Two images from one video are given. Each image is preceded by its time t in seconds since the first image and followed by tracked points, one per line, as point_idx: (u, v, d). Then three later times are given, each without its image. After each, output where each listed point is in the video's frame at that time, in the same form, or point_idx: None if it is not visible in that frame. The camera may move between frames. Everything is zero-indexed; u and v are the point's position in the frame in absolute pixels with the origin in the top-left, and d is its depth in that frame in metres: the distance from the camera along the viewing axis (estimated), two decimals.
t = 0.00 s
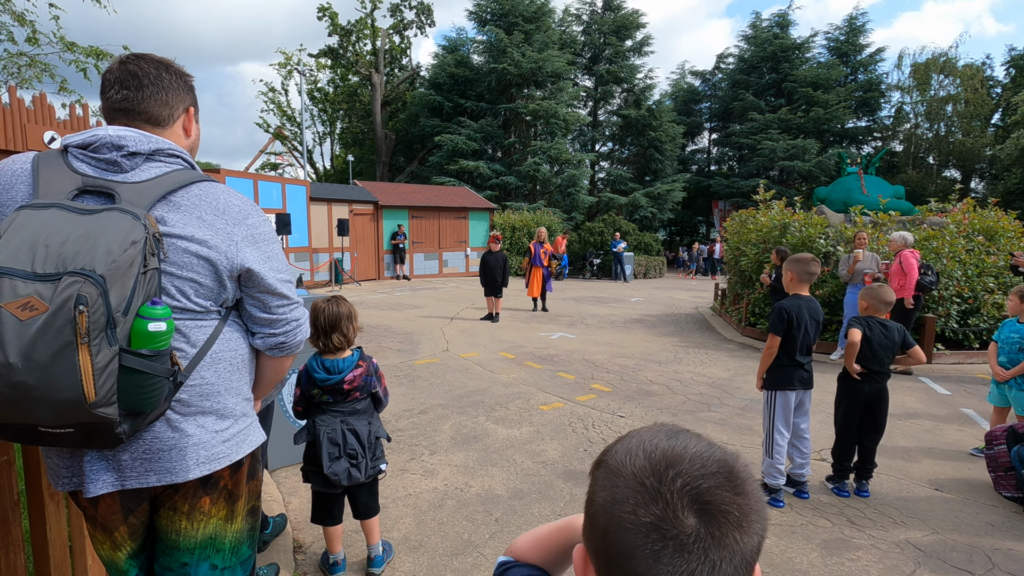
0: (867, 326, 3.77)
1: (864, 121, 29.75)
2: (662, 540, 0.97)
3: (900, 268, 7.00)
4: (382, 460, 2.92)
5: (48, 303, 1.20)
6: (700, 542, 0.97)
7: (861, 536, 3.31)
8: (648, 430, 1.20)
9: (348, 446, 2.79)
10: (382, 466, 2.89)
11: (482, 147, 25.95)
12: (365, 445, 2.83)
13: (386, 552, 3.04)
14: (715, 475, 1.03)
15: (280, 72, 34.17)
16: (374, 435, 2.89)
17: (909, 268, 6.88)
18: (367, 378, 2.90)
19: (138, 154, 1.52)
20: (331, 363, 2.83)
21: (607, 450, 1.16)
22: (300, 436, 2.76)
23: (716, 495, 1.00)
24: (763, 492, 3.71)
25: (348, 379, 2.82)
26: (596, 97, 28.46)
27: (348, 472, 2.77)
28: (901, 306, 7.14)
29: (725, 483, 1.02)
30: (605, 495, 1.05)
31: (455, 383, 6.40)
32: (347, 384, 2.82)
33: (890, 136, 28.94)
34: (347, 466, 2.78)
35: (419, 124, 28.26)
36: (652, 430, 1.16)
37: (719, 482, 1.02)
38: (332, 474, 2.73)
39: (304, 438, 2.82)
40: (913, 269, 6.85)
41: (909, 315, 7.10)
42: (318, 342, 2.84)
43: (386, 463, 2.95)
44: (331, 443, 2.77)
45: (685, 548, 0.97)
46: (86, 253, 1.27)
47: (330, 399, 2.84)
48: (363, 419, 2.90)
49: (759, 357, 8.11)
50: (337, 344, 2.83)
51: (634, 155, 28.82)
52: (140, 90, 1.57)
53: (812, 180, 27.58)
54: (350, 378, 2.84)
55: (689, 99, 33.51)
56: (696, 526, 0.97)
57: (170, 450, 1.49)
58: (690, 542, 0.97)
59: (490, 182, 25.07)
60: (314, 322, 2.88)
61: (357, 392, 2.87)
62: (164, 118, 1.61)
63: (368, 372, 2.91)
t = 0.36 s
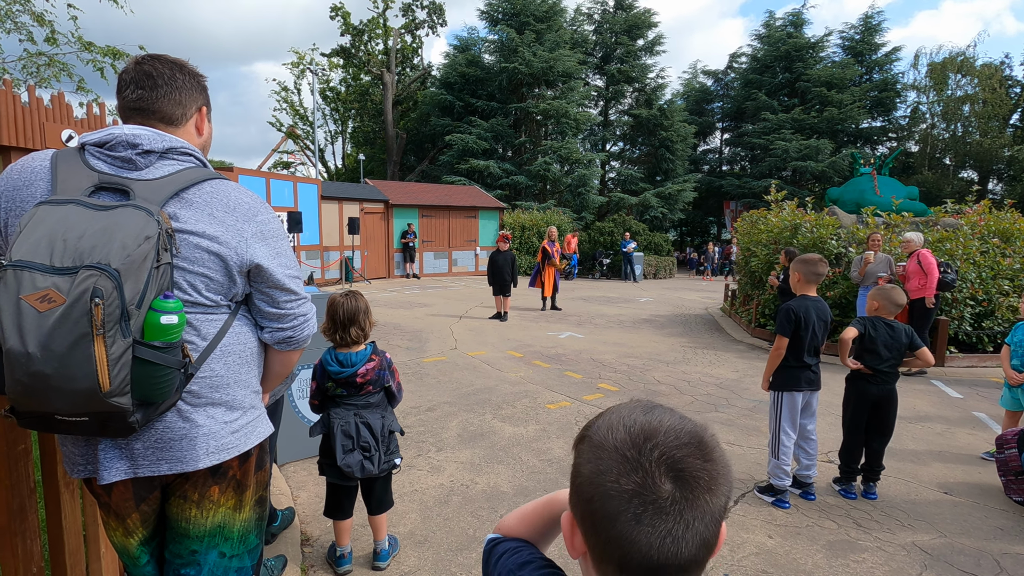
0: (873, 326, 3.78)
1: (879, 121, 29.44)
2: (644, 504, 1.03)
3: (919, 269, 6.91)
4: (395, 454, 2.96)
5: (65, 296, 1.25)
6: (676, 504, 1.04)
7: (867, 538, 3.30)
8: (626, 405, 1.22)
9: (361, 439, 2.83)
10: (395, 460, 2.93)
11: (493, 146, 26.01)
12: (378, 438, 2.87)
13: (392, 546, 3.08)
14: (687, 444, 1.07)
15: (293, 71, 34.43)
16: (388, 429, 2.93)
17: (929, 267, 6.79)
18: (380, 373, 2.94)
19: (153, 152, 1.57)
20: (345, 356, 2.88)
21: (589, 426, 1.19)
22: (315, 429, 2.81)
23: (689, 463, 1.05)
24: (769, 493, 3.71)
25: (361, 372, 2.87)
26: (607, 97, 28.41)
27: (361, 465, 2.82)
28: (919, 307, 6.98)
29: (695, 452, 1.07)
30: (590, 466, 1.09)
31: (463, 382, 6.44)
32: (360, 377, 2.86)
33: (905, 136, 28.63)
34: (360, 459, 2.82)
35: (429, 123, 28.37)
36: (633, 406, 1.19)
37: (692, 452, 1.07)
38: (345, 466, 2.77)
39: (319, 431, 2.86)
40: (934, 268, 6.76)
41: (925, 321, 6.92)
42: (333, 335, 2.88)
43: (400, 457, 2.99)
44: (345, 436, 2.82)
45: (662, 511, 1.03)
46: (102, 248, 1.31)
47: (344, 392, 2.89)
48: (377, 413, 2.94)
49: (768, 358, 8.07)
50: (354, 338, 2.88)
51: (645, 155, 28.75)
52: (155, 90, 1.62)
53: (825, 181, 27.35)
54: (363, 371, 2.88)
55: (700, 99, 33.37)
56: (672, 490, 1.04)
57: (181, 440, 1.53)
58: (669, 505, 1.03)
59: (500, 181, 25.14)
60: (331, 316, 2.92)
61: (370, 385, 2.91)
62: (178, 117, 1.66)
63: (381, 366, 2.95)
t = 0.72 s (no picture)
0: (881, 326, 3.72)
1: (893, 120, 29.12)
2: (720, 530, 1.00)
3: (945, 270, 6.82)
4: (405, 453, 2.96)
5: (78, 290, 1.25)
6: (755, 531, 1.01)
7: (879, 542, 3.27)
8: (689, 415, 1.19)
9: (372, 436, 2.84)
10: (405, 459, 2.93)
11: (502, 145, 26.04)
12: (388, 436, 2.87)
13: (400, 544, 3.08)
14: (767, 467, 1.04)
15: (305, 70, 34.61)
16: (399, 427, 2.93)
17: (955, 268, 6.71)
18: (392, 371, 2.94)
19: (164, 149, 1.57)
20: (359, 353, 2.89)
21: (650, 435, 1.17)
22: (327, 425, 2.83)
23: (768, 486, 1.02)
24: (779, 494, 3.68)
25: (373, 369, 2.87)
26: (617, 96, 28.30)
27: (371, 462, 2.82)
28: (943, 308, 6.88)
29: (773, 473, 1.04)
30: (661, 481, 1.07)
31: (471, 380, 6.44)
32: (372, 374, 2.86)
33: (920, 135, 28.30)
34: (370, 456, 2.82)
35: (439, 121, 28.43)
36: (696, 418, 1.15)
37: (769, 473, 1.03)
38: (355, 463, 2.78)
39: (331, 427, 2.88)
40: (959, 269, 6.69)
41: (948, 322, 6.86)
42: (349, 332, 2.90)
43: (410, 457, 2.98)
44: (356, 433, 2.83)
45: (741, 537, 1.00)
46: (114, 243, 1.32)
47: (356, 388, 2.89)
48: (388, 411, 2.94)
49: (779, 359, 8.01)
50: (370, 336, 2.90)
51: (655, 154, 28.62)
52: (167, 87, 1.62)
53: (838, 181, 27.08)
54: (375, 368, 2.88)
55: (711, 97, 33.20)
56: (751, 516, 1.00)
57: (190, 436, 1.53)
58: (746, 532, 1.00)
59: (509, 180, 25.18)
60: (349, 313, 2.94)
61: (382, 383, 2.91)
62: (189, 114, 1.66)
63: (394, 364, 2.95)
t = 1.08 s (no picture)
0: (883, 327, 3.69)
1: (899, 117, 28.95)
2: (750, 547, 0.97)
3: (954, 268, 6.77)
4: (407, 452, 2.96)
5: (76, 291, 1.25)
6: (788, 549, 0.97)
7: (883, 542, 3.25)
8: (721, 421, 1.18)
9: (372, 434, 2.83)
10: (405, 458, 2.92)
11: (506, 143, 26.03)
12: (389, 434, 2.86)
13: (401, 543, 3.07)
14: (804, 483, 1.00)
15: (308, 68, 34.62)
16: (400, 426, 2.92)
17: (963, 266, 6.73)
18: (393, 369, 2.93)
19: (163, 149, 1.57)
20: (359, 351, 2.88)
21: (679, 441, 1.16)
22: (327, 423, 2.82)
23: (805, 504, 0.99)
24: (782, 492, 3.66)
25: (374, 367, 2.87)
26: (621, 93, 28.23)
27: (372, 461, 2.82)
28: (952, 307, 6.84)
29: (812, 490, 1.00)
30: (689, 491, 1.05)
31: (474, 379, 6.44)
32: (373, 373, 2.86)
33: (926, 132, 28.18)
34: (370, 454, 2.82)
35: (443, 119, 28.40)
36: (727, 425, 1.14)
37: (806, 490, 1.00)
38: (356, 461, 2.78)
39: (331, 425, 2.87)
40: (967, 266, 6.71)
41: (954, 321, 6.84)
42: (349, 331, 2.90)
43: (411, 455, 2.97)
44: (357, 431, 2.82)
45: (774, 556, 0.97)
46: (113, 243, 1.31)
47: (356, 386, 2.89)
48: (389, 409, 2.93)
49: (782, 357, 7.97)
50: (369, 335, 2.89)
51: (659, 152, 28.53)
52: (167, 87, 1.62)
53: (843, 178, 26.94)
54: (376, 366, 2.88)
55: (716, 95, 33.10)
56: (783, 533, 0.98)
57: (190, 436, 1.53)
58: (779, 551, 0.97)
59: (513, 178, 25.17)
60: (349, 312, 2.95)
61: (382, 381, 2.90)
62: (188, 114, 1.65)
63: (394, 362, 2.94)
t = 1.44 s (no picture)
0: (879, 324, 3.69)
1: (896, 113, 28.97)
2: (745, 540, 0.98)
3: (948, 263, 6.80)
4: (406, 451, 2.96)
5: (75, 292, 1.25)
6: (783, 544, 0.98)
7: (882, 538, 3.26)
8: (722, 417, 1.18)
9: (370, 433, 2.84)
10: (405, 457, 2.93)
11: (503, 142, 26.01)
12: (387, 434, 2.87)
13: (401, 543, 3.08)
14: (800, 478, 1.01)
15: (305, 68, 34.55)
16: (398, 425, 2.92)
17: (957, 260, 6.75)
18: (390, 368, 2.93)
19: (161, 151, 1.57)
20: (356, 351, 2.89)
21: (678, 437, 1.17)
22: (326, 422, 2.83)
23: (800, 499, 0.99)
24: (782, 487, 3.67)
25: (370, 367, 2.87)
26: (619, 91, 28.22)
27: (370, 460, 2.82)
28: (946, 301, 6.86)
29: (808, 487, 1.01)
30: (687, 485, 1.06)
31: (473, 378, 6.44)
32: (370, 372, 2.86)
33: (923, 128, 28.23)
34: (369, 453, 2.82)
35: (440, 118, 28.38)
36: (727, 421, 1.14)
37: (802, 486, 1.00)
38: (354, 461, 2.78)
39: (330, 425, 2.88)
40: (961, 261, 6.73)
41: (949, 315, 6.88)
42: (344, 330, 2.90)
43: (411, 454, 2.98)
44: (355, 431, 2.83)
45: (768, 549, 0.98)
46: (112, 245, 1.31)
47: (354, 386, 2.89)
48: (387, 409, 2.93)
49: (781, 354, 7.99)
50: (363, 334, 2.89)
51: (657, 149, 28.51)
52: (165, 89, 1.62)
53: (840, 174, 26.96)
54: (372, 366, 2.88)
55: (713, 92, 33.10)
56: (778, 527, 0.98)
57: (189, 437, 1.53)
58: (774, 544, 0.98)
59: (511, 177, 25.15)
60: (344, 312, 2.95)
61: (380, 380, 2.91)
62: (186, 116, 1.65)
63: (391, 362, 2.94)
